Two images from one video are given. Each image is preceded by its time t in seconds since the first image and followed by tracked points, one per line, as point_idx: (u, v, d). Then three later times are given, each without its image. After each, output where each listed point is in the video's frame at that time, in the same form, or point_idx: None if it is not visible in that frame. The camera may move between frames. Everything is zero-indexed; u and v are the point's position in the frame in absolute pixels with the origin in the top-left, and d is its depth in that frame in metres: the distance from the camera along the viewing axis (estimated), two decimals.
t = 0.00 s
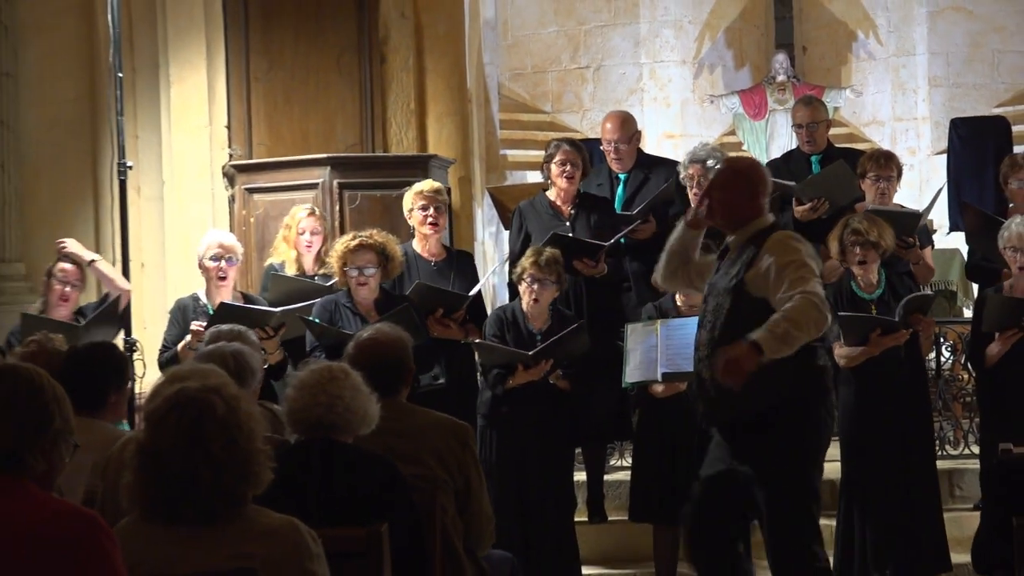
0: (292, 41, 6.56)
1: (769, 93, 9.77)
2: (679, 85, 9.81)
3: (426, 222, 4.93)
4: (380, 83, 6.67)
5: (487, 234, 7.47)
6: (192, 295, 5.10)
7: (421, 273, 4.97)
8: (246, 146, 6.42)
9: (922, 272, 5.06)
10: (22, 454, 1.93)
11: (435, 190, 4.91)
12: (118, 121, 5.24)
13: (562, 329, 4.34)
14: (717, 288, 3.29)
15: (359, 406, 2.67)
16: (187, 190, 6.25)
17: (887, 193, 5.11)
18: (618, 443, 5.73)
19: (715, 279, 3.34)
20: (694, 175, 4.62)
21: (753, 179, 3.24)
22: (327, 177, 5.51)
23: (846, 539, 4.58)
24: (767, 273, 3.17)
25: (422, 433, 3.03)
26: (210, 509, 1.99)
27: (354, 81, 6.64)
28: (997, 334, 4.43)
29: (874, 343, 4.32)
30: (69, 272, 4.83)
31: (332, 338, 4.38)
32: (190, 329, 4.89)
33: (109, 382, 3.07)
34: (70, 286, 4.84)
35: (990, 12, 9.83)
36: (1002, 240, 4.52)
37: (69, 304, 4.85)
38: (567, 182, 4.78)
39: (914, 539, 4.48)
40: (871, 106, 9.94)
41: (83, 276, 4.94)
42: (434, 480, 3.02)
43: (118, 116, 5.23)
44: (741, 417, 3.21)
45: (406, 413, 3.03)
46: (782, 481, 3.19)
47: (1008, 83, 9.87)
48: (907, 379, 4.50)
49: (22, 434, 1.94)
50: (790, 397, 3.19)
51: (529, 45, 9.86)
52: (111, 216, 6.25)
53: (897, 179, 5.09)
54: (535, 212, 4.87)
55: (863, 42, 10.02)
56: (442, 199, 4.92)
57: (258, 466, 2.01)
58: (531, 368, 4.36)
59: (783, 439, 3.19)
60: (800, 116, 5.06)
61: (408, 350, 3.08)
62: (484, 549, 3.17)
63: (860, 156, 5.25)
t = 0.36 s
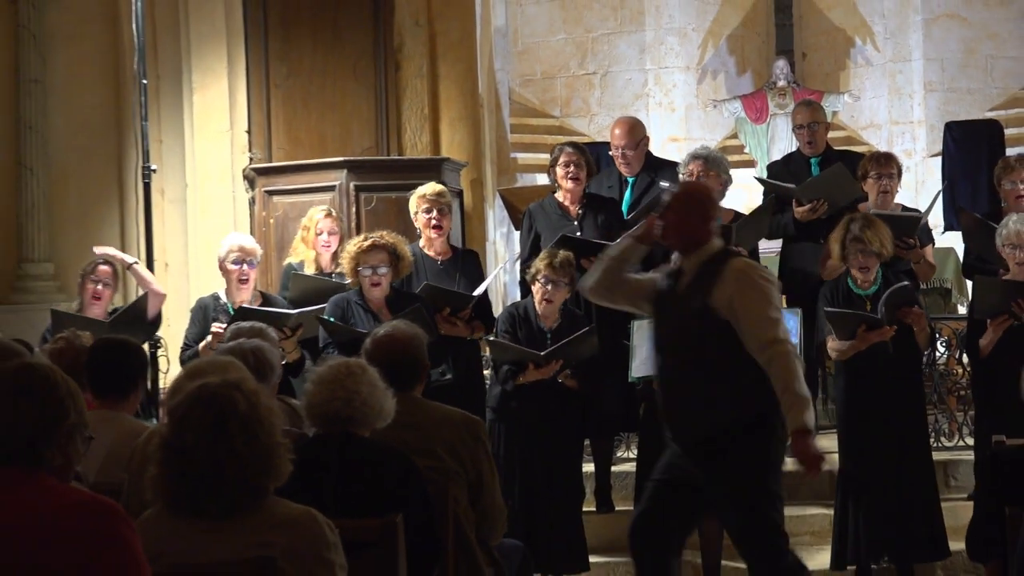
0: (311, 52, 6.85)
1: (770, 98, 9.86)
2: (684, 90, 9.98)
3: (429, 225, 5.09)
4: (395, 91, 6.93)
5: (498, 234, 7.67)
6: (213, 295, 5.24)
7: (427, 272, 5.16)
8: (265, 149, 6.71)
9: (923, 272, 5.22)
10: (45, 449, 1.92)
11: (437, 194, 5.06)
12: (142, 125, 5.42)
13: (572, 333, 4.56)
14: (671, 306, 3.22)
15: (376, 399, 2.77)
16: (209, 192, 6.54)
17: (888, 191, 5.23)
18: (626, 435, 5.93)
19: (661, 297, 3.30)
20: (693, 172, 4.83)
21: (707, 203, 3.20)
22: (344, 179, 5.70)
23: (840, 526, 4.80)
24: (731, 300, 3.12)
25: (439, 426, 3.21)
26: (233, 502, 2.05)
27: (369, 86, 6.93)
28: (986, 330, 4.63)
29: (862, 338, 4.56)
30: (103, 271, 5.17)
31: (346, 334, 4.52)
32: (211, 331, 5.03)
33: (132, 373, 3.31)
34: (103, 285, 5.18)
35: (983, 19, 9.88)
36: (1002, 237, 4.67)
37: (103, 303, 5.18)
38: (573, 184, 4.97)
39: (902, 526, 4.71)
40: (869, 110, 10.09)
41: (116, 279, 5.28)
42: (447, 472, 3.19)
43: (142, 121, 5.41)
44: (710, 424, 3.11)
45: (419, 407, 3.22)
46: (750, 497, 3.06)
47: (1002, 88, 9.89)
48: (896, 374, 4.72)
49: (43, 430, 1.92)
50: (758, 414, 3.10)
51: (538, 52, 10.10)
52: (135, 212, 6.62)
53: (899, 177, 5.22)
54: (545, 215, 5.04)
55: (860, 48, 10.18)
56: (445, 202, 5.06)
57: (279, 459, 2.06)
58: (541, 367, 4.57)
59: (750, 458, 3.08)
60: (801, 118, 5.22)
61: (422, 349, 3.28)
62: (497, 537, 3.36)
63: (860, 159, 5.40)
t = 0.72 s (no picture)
0: (326, 59, 7.26)
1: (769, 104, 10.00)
2: (686, 96, 10.18)
3: (436, 230, 5.30)
4: (407, 98, 7.30)
5: (507, 235, 7.88)
6: (231, 292, 5.43)
7: (436, 273, 5.37)
8: (283, 154, 7.13)
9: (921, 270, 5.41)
10: (78, 439, 2.01)
11: (446, 201, 5.26)
12: (165, 130, 5.65)
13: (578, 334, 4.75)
14: (619, 285, 3.41)
15: (386, 398, 2.89)
16: (229, 194, 6.77)
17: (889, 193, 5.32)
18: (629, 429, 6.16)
19: (604, 274, 3.47)
20: (689, 177, 5.03)
21: (647, 184, 3.44)
22: (358, 182, 5.92)
23: (835, 516, 5.03)
24: (679, 272, 3.32)
25: (447, 417, 3.42)
26: (253, 494, 2.15)
27: (382, 94, 7.31)
28: (978, 327, 4.79)
29: (855, 336, 4.74)
30: (115, 267, 5.39)
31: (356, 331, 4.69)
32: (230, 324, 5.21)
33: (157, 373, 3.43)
34: (116, 279, 5.40)
35: (973, 27, 10.10)
36: (994, 239, 4.84)
37: (113, 297, 5.39)
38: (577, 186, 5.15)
39: (895, 515, 4.93)
40: (864, 115, 10.27)
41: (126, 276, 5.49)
42: (456, 462, 3.39)
43: (164, 126, 5.63)
44: (664, 403, 3.38)
45: (431, 403, 3.43)
46: (711, 459, 3.37)
47: (992, 93, 10.10)
48: (886, 363, 4.95)
49: (75, 421, 2.02)
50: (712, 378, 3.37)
51: (545, 59, 10.33)
52: (157, 214, 6.90)
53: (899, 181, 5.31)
54: (551, 214, 5.25)
55: (856, 56, 10.32)
56: (452, 209, 5.27)
57: (297, 452, 2.15)
58: (549, 366, 4.75)
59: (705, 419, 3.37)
60: (799, 121, 5.45)
61: (434, 347, 3.49)
62: (506, 523, 3.56)
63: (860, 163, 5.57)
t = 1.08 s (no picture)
0: (339, 66, 7.50)
1: (765, 111, 10.18)
2: (685, 103, 10.35)
3: (451, 228, 5.53)
4: (417, 106, 7.58)
5: (513, 238, 8.01)
6: (248, 292, 5.64)
7: (448, 273, 5.59)
8: (297, 159, 7.36)
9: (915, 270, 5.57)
10: (124, 435, 2.18)
11: (461, 200, 5.49)
12: (182, 136, 5.87)
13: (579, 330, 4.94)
14: (599, 284, 3.62)
15: (398, 393, 3.09)
16: (245, 198, 7.01)
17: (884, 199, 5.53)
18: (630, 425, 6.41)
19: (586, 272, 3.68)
20: (687, 179, 5.23)
21: (621, 186, 3.64)
22: (369, 187, 6.14)
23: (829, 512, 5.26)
24: (655, 273, 3.52)
25: (455, 411, 3.64)
26: (268, 485, 2.32)
27: (392, 103, 7.56)
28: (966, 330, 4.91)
29: (855, 333, 4.96)
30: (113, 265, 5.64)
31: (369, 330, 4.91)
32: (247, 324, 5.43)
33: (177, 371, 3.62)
34: (115, 275, 5.65)
35: (963, 38, 10.20)
36: (974, 241, 5.01)
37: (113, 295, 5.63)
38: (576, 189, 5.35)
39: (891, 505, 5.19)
40: (856, 122, 10.45)
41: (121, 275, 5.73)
42: (464, 456, 3.61)
43: (182, 132, 5.85)
44: (648, 398, 3.59)
45: (443, 397, 3.65)
46: (694, 455, 3.59)
47: (980, 101, 10.24)
48: (878, 358, 5.19)
49: (124, 419, 2.19)
50: (687, 375, 3.58)
51: (550, 68, 10.47)
52: (176, 220, 7.12)
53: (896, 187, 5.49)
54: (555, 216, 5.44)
55: (848, 64, 10.50)
56: (467, 208, 5.49)
57: (309, 445, 2.32)
58: (551, 361, 4.91)
59: (687, 416, 3.58)
60: (794, 127, 5.63)
61: (441, 346, 3.70)
62: (511, 514, 3.78)
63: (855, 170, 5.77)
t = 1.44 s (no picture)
0: (350, 73, 7.67)
1: (762, 118, 10.48)
2: (685, 111, 10.62)
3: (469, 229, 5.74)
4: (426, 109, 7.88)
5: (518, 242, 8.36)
6: (264, 291, 5.87)
7: (464, 274, 5.80)
8: (309, 161, 7.47)
9: (908, 272, 5.73)
10: (151, 435, 2.27)
11: (481, 201, 5.72)
12: (199, 141, 6.09)
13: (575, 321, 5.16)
14: (608, 293, 3.86)
15: (411, 392, 3.29)
16: (260, 198, 7.23)
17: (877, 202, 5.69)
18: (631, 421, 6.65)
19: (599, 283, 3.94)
20: (685, 183, 5.43)
21: (627, 201, 3.87)
22: (379, 190, 6.35)
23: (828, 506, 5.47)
24: (660, 289, 3.74)
25: (463, 408, 3.84)
26: (284, 470, 2.48)
27: (402, 108, 7.79)
28: (950, 325, 5.18)
29: (856, 326, 5.17)
30: (118, 265, 5.83)
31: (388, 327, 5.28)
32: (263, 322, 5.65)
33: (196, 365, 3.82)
34: (121, 274, 5.84)
35: (954, 47, 10.47)
36: (957, 241, 5.36)
37: (121, 294, 5.84)
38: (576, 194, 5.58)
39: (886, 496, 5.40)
40: (851, 128, 10.67)
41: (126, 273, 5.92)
42: (469, 450, 3.83)
43: (199, 136, 6.07)
44: (649, 404, 3.77)
45: (453, 396, 3.85)
46: (691, 462, 3.76)
47: (971, 109, 10.45)
48: (871, 355, 5.38)
49: (156, 415, 2.28)
50: (684, 390, 3.76)
51: (554, 76, 10.53)
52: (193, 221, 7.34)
53: (887, 190, 5.67)
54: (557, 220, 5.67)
55: (843, 73, 10.73)
56: (486, 210, 5.70)
57: (320, 438, 2.48)
58: (550, 353, 5.19)
59: (684, 426, 3.76)
60: (790, 134, 5.81)
61: (450, 344, 3.89)
62: (517, 506, 3.99)
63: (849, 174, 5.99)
